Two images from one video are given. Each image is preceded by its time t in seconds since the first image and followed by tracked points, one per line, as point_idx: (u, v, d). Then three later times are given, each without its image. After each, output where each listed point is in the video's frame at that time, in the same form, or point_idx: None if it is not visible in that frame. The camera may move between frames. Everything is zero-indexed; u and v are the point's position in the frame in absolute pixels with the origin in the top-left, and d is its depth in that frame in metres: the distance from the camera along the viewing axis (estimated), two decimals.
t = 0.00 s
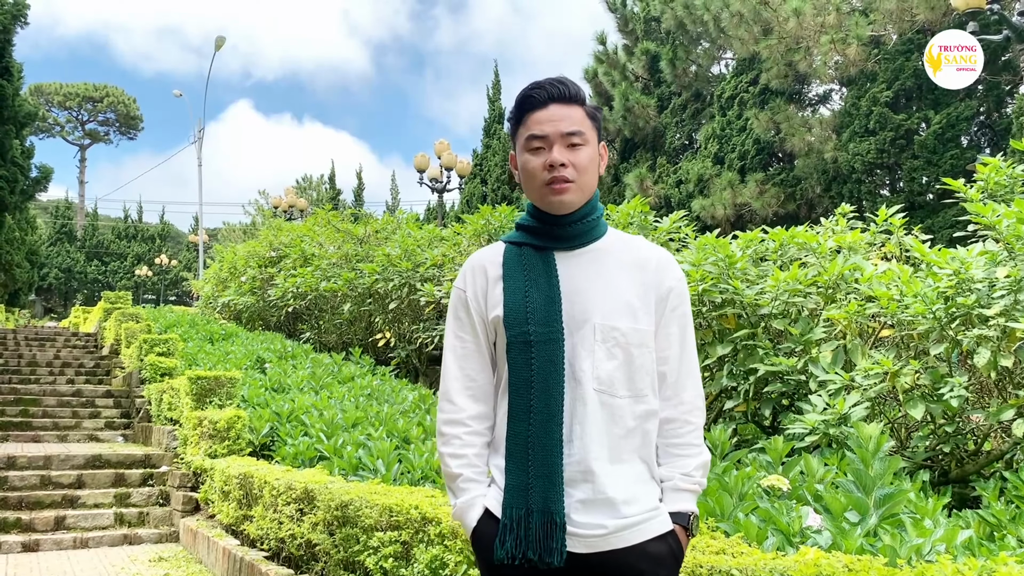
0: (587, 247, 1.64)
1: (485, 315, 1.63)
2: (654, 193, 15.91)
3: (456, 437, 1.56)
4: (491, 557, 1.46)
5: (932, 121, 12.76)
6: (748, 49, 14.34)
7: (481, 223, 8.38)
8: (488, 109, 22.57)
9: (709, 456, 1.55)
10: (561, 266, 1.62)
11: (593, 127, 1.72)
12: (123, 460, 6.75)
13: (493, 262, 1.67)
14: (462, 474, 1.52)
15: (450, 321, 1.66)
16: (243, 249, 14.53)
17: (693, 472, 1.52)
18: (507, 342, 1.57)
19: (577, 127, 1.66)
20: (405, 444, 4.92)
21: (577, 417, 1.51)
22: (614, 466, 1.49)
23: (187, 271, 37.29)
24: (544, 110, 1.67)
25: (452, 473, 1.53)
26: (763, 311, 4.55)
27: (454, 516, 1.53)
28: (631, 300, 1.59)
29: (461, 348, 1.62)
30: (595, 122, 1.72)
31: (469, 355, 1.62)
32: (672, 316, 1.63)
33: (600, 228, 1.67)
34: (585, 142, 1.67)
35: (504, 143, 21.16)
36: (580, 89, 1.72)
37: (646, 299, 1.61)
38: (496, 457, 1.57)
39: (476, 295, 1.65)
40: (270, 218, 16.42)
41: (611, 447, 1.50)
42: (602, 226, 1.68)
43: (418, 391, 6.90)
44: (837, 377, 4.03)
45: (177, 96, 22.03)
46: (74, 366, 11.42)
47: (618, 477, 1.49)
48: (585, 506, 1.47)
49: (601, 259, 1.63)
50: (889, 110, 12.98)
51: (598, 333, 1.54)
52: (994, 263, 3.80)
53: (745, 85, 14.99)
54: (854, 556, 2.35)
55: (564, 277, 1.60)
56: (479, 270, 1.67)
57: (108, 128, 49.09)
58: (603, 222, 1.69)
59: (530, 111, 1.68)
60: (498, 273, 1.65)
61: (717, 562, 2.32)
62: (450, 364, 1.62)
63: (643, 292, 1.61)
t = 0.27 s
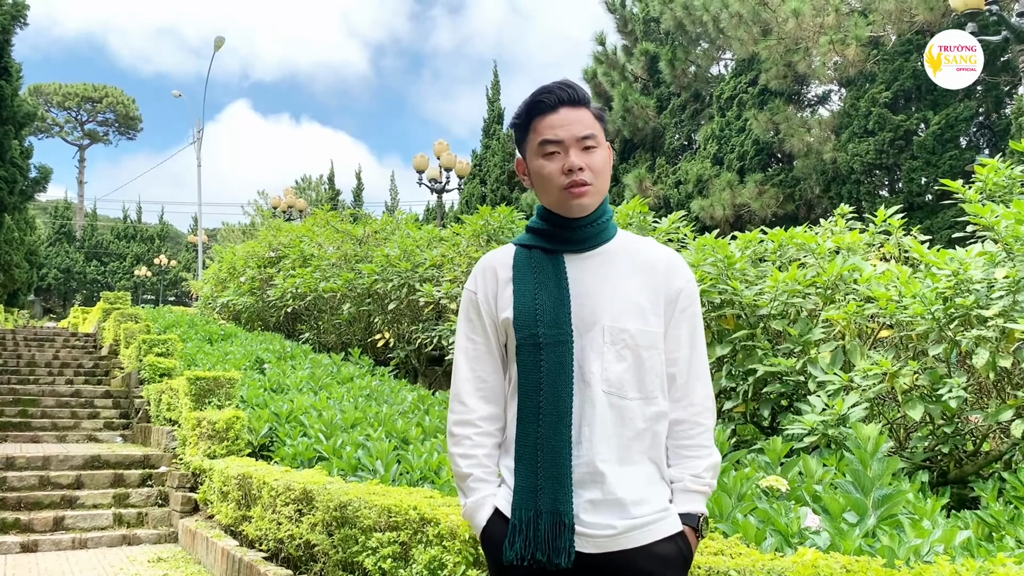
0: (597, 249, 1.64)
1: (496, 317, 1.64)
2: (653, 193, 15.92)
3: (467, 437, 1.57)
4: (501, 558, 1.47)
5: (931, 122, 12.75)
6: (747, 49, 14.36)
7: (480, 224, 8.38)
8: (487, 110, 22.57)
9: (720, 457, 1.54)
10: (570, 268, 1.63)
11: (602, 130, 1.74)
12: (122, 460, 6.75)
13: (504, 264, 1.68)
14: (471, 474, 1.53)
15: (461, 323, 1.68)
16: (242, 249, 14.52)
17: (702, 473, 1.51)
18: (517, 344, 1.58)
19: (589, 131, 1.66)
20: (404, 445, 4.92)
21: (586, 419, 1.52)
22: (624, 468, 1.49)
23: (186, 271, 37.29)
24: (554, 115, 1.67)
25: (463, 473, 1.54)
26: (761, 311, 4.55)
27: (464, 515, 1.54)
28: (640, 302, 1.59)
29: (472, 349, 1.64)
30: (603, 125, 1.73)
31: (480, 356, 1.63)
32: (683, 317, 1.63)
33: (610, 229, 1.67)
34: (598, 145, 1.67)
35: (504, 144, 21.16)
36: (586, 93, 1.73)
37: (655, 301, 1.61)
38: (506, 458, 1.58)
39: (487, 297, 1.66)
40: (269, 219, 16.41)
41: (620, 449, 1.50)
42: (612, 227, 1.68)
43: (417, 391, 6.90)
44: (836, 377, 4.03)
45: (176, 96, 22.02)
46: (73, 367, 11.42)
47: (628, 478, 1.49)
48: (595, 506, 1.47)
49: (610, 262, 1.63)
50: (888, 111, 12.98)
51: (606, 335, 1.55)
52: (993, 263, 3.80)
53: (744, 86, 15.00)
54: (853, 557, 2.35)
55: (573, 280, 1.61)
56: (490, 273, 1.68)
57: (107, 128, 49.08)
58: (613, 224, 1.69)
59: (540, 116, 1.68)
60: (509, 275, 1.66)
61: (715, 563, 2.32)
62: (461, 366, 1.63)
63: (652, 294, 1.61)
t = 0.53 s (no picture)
0: (607, 250, 1.64)
1: (507, 317, 1.65)
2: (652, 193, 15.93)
3: (478, 436, 1.58)
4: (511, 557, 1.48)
5: (929, 122, 12.75)
6: (745, 49, 14.36)
7: (478, 223, 8.37)
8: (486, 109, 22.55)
9: (729, 458, 1.54)
10: (580, 269, 1.63)
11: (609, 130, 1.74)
12: (120, 459, 6.74)
13: (514, 264, 1.69)
14: (482, 472, 1.54)
15: (472, 323, 1.68)
16: (240, 249, 14.51)
17: (712, 473, 1.51)
18: (526, 345, 1.58)
19: (601, 130, 1.66)
20: (402, 444, 4.92)
21: (596, 419, 1.52)
22: (635, 467, 1.50)
23: (184, 270, 37.25)
24: (565, 116, 1.67)
25: (473, 472, 1.55)
26: (760, 311, 4.56)
27: (473, 514, 1.55)
28: (650, 302, 1.59)
29: (483, 349, 1.64)
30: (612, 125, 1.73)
31: (492, 356, 1.64)
32: (692, 318, 1.63)
33: (620, 231, 1.67)
34: (609, 144, 1.67)
35: (502, 143, 21.15)
36: (593, 94, 1.74)
37: (665, 301, 1.61)
38: (516, 457, 1.59)
39: (498, 297, 1.67)
40: (267, 218, 16.39)
41: (630, 449, 1.50)
42: (622, 227, 1.68)
43: (415, 391, 6.89)
44: (834, 377, 4.04)
45: (174, 95, 21.98)
46: (71, 366, 11.40)
47: (638, 478, 1.49)
48: (604, 505, 1.47)
49: (620, 262, 1.63)
50: (887, 111, 12.98)
51: (617, 336, 1.55)
52: (991, 263, 3.81)
53: (743, 85, 15.01)
54: (851, 556, 2.35)
55: (583, 280, 1.61)
56: (500, 273, 1.69)
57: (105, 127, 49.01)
58: (623, 225, 1.69)
59: (550, 117, 1.68)
60: (520, 275, 1.67)
61: (714, 562, 2.32)
62: (472, 366, 1.64)
63: (662, 295, 1.61)
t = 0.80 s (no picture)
0: (615, 248, 1.64)
1: (516, 314, 1.66)
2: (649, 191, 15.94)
3: (487, 432, 1.60)
4: (518, 553, 1.48)
5: (927, 120, 12.75)
6: (743, 46, 14.33)
7: (475, 221, 8.36)
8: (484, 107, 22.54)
9: (738, 456, 1.52)
10: (587, 266, 1.63)
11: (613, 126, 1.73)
12: (116, 457, 6.73)
13: (523, 260, 1.70)
14: (490, 467, 1.56)
15: (482, 319, 1.69)
16: (237, 246, 14.49)
17: (720, 471, 1.49)
18: (534, 342, 1.59)
19: (602, 127, 1.65)
20: (400, 441, 4.92)
21: (603, 416, 1.52)
22: (642, 465, 1.49)
23: (181, 269, 37.20)
24: (565, 115, 1.67)
25: (482, 467, 1.57)
26: (757, 308, 4.57)
27: (482, 508, 1.56)
28: (659, 300, 1.58)
29: (493, 345, 1.65)
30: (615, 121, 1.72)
31: (501, 352, 1.65)
32: (701, 315, 1.61)
33: (629, 227, 1.67)
34: (612, 141, 1.67)
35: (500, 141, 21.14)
36: (594, 91, 1.73)
37: (673, 298, 1.60)
38: (525, 453, 1.60)
39: (507, 293, 1.68)
40: (265, 216, 16.37)
41: (637, 446, 1.50)
42: (631, 223, 1.67)
43: (412, 389, 6.88)
44: (831, 375, 4.03)
45: (171, 93, 21.94)
46: (67, 364, 11.38)
47: (645, 475, 1.48)
48: (610, 502, 1.47)
49: (627, 260, 1.62)
50: (884, 109, 12.98)
51: (623, 333, 1.55)
52: (988, 261, 3.82)
53: (740, 84, 15.00)
54: (848, 553, 2.35)
55: (590, 277, 1.61)
56: (510, 269, 1.70)
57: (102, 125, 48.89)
58: (632, 221, 1.68)
59: (551, 117, 1.68)
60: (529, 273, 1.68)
61: (711, 559, 2.33)
62: (482, 361, 1.65)
63: (670, 292, 1.60)
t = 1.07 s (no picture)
0: (619, 246, 1.63)
1: (523, 309, 1.67)
2: (646, 189, 15.94)
3: (490, 426, 1.60)
4: (518, 547, 1.49)
5: (922, 117, 12.76)
6: (739, 44, 14.31)
7: (471, 218, 8.36)
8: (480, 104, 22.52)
9: (742, 454, 1.52)
10: (592, 264, 1.63)
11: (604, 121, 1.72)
12: (112, 454, 6.72)
13: (530, 256, 1.71)
14: (493, 461, 1.56)
15: (489, 314, 1.71)
16: (233, 243, 14.46)
17: (723, 469, 1.49)
18: (538, 338, 1.59)
19: (589, 126, 1.65)
20: (395, 438, 4.93)
21: (605, 413, 1.52)
22: (644, 462, 1.49)
23: (177, 266, 37.13)
24: (552, 119, 1.66)
25: (484, 461, 1.57)
26: (753, 305, 4.59)
27: (483, 502, 1.56)
28: (663, 297, 1.58)
29: (499, 340, 1.66)
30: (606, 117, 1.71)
31: (507, 347, 1.66)
32: (707, 314, 1.61)
33: (634, 224, 1.66)
34: (601, 138, 1.66)
35: (496, 139, 21.12)
36: (580, 88, 1.72)
37: (678, 296, 1.60)
38: (528, 448, 1.61)
39: (514, 288, 1.69)
40: (261, 213, 16.34)
41: (640, 443, 1.50)
42: (636, 220, 1.67)
43: (408, 385, 6.88)
44: (827, 371, 4.01)
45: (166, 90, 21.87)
46: (62, 361, 11.35)
47: (646, 472, 1.48)
48: (610, 497, 1.47)
49: (632, 257, 1.62)
50: (880, 106, 12.99)
51: (627, 331, 1.55)
52: (983, 258, 3.84)
53: (737, 81, 15.01)
54: (843, 549, 2.35)
55: (594, 274, 1.61)
56: (517, 265, 1.71)
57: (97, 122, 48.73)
58: (637, 218, 1.68)
59: (538, 123, 1.68)
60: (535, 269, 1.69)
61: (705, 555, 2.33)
62: (487, 355, 1.66)
63: (675, 290, 1.60)
